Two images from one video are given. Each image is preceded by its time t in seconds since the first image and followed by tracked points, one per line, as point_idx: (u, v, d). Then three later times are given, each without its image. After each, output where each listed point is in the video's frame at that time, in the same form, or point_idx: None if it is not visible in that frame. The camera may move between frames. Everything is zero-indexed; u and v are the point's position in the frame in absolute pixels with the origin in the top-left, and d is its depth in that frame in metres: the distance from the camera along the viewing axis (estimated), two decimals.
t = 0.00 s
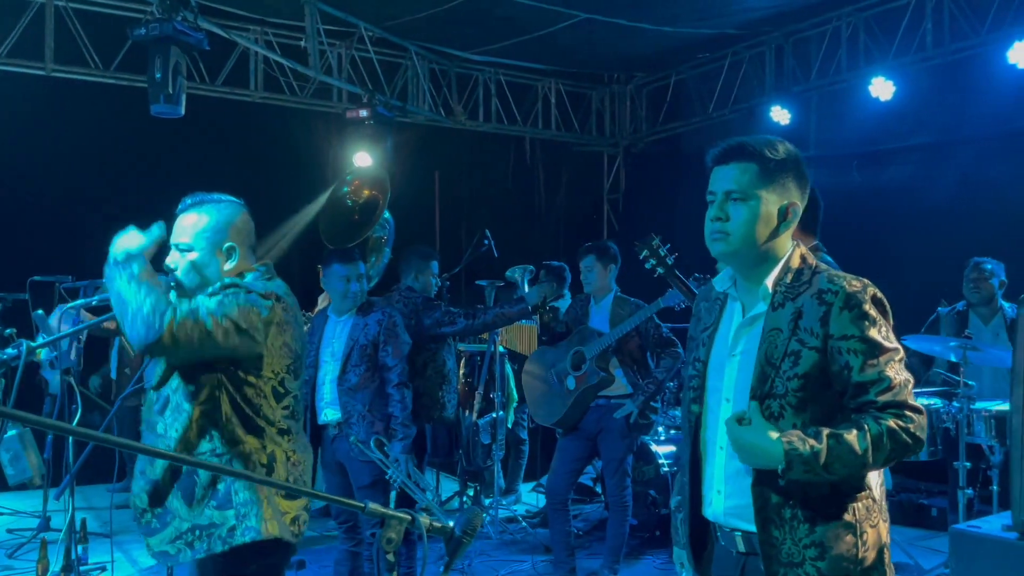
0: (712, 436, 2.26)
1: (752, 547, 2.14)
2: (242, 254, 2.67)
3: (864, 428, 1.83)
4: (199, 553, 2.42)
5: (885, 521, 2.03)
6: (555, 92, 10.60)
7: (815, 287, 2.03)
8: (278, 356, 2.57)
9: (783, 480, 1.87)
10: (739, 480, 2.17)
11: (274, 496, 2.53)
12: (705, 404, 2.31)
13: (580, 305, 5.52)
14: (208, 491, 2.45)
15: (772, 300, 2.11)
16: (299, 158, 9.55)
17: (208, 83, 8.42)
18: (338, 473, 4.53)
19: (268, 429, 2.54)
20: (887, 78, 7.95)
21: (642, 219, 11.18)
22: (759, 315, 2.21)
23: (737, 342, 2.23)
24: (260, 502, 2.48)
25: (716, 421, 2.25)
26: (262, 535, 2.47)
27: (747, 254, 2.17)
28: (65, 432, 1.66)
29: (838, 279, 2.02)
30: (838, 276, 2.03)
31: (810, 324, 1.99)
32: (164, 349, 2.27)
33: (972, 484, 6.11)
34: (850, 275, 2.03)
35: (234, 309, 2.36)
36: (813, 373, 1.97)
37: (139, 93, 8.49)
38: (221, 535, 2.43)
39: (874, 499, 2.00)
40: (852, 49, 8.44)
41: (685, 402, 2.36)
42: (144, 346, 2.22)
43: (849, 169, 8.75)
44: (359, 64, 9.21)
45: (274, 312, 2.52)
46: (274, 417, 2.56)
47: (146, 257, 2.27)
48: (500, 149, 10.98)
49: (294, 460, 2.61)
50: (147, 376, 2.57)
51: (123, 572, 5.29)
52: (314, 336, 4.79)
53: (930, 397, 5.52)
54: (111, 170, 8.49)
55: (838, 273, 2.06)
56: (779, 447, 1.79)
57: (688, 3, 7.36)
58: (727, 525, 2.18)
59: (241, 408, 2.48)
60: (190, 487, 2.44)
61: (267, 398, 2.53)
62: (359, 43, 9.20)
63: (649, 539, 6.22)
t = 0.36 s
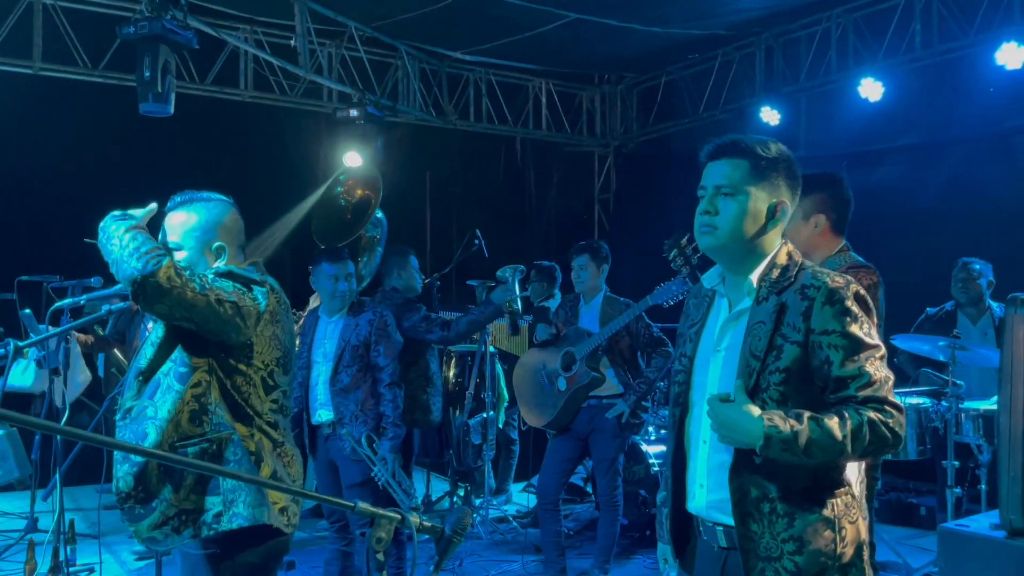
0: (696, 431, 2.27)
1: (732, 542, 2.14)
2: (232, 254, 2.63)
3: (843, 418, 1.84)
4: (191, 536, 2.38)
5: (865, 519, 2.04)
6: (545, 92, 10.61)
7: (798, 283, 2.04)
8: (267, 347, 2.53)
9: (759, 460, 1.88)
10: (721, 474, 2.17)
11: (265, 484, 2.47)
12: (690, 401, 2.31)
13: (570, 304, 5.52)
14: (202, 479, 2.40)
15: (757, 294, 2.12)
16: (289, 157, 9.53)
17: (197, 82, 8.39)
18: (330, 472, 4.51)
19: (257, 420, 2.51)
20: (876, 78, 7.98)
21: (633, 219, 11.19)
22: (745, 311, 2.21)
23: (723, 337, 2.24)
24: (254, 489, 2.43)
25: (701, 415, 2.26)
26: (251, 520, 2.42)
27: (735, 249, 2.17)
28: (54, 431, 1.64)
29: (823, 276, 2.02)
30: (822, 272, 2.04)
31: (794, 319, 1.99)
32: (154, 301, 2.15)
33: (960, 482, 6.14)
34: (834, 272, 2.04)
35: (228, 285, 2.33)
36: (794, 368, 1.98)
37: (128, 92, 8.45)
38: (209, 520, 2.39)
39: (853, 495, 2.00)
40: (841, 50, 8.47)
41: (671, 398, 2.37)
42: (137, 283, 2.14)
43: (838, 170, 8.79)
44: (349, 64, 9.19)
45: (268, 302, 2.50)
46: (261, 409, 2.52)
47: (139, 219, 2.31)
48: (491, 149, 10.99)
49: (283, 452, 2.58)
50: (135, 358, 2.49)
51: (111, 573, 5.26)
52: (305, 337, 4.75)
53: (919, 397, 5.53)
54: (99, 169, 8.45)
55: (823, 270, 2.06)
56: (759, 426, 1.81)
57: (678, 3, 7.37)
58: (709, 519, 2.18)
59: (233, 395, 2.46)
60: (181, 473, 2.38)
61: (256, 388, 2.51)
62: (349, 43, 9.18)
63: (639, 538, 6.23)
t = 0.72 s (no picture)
0: (685, 430, 2.27)
1: (720, 542, 2.15)
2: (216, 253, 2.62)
3: (833, 417, 1.85)
4: (177, 537, 2.37)
5: (853, 522, 2.05)
6: (537, 92, 10.61)
7: (790, 286, 2.03)
8: (257, 348, 2.51)
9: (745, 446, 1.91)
10: (709, 475, 2.17)
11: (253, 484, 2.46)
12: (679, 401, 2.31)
13: (562, 304, 5.52)
14: (189, 480, 2.40)
15: (749, 297, 2.10)
16: (281, 157, 9.52)
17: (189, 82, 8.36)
18: (324, 472, 4.49)
19: (245, 420, 2.50)
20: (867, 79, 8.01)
21: (625, 220, 11.20)
22: (736, 311, 2.22)
23: (712, 338, 2.24)
24: (241, 488, 2.43)
25: (690, 414, 2.26)
26: (238, 522, 2.42)
27: (725, 247, 2.18)
28: (43, 432, 1.62)
29: (816, 278, 2.02)
30: (814, 275, 2.04)
31: (786, 322, 1.99)
32: (142, 299, 2.13)
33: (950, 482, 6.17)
34: (826, 275, 2.03)
35: (214, 284, 2.33)
36: (786, 369, 1.99)
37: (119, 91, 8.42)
38: (197, 521, 2.39)
39: (841, 498, 2.01)
40: (832, 51, 8.50)
41: (660, 399, 2.37)
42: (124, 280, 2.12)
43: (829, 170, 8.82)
44: (341, 64, 9.16)
45: (256, 304, 2.48)
46: (250, 410, 2.51)
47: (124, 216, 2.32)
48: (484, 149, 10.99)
49: (272, 451, 2.57)
50: (122, 360, 2.49)
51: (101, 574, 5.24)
52: (302, 336, 4.73)
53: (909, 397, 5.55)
54: (90, 169, 8.41)
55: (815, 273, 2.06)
56: (750, 410, 1.84)
57: (670, 4, 7.38)
58: (697, 520, 2.18)
59: (221, 397, 2.45)
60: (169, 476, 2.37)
61: (245, 389, 2.50)
62: (341, 42, 9.16)
63: (631, 538, 6.24)
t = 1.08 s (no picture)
0: (677, 432, 2.27)
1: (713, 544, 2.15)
2: (206, 254, 2.61)
3: (820, 415, 1.85)
4: (165, 541, 2.37)
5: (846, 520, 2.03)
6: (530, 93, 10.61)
7: (779, 286, 2.03)
8: (247, 350, 2.48)
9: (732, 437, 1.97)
10: (702, 477, 2.17)
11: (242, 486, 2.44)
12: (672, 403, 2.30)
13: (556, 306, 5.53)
14: (177, 483, 2.39)
15: (740, 299, 2.11)
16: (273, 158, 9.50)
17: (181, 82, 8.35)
18: (315, 473, 4.47)
19: (233, 421, 2.47)
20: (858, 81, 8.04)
21: (617, 221, 11.22)
22: (726, 313, 2.22)
23: (703, 339, 2.25)
24: (229, 490, 2.42)
25: (681, 416, 2.26)
26: (226, 524, 2.41)
27: (714, 250, 2.19)
28: (32, 433, 1.62)
29: (805, 276, 2.01)
30: (804, 274, 2.03)
31: (775, 322, 2.00)
32: (131, 301, 2.12)
33: (941, 482, 6.19)
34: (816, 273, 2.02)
35: (202, 286, 2.34)
36: (777, 370, 1.98)
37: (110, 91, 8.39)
38: (185, 524, 2.39)
39: (837, 497, 1.99)
40: (824, 53, 8.52)
41: (653, 401, 2.37)
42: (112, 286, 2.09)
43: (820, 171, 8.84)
44: (334, 64, 9.06)
45: (246, 303, 2.46)
46: (239, 412, 2.49)
47: (111, 217, 2.31)
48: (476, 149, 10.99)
49: (263, 453, 2.54)
50: (110, 363, 2.48)
51: None
52: (294, 336, 4.74)
53: (900, 397, 5.57)
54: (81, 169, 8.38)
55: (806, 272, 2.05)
56: (737, 404, 1.90)
57: (662, 5, 7.38)
58: (690, 522, 2.19)
59: (209, 399, 2.44)
60: (158, 480, 2.37)
61: (234, 391, 2.48)
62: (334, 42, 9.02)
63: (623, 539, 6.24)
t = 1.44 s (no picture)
0: (666, 434, 2.27)
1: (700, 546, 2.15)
2: (201, 255, 2.60)
3: (803, 418, 1.86)
4: (156, 545, 2.35)
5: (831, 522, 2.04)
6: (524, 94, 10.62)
7: (766, 289, 2.03)
8: (239, 356, 2.46)
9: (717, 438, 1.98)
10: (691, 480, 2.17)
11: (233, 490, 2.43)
12: (662, 406, 2.32)
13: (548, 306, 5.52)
14: (167, 487, 2.39)
15: (728, 302, 2.11)
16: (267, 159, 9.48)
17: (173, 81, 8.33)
18: (308, 475, 4.46)
19: (225, 426, 2.46)
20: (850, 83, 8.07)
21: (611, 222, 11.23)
22: (715, 316, 2.22)
23: (693, 343, 2.25)
24: (221, 494, 2.40)
25: (671, 420, 2.27)
26: (218, 529, 2.39)
27: (704, 255, 2.19)
28: (24, 437, 1.62)
29: (792, 278, 2.01)
30: (791, 275, 2.03)
31: (762, 324, 2.00)
32: (123, 307, 2.12)
33: (934, 483, 6.21)
34: (803, 276, 2.02)
35: (195, 290, 2.32)
36: (764, 373, 1.98)
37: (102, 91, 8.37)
38: (177, 528, 2.37)
39: (823, 499, 1.99)
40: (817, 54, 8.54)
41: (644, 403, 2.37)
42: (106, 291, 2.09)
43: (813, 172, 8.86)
44: (327, 64, 9.07)
45: (240, 308, 2.45)
46: (231, 416, 2.47)
47: (101, 216, 2.30)
48: (471, 150, 10.99)
49: (255, 458, 2.53)
50: (102, 367, 2.47)
51: None
52: (288, 337, 4.74)
53: (893, 398, 5.58)
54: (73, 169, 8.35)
55: (794, 273, 2.05)
56: (723, 407, 1.91)
57: (656, 6, 7.39)
58: (677, 524, 2.20)
59: (200, 404, 2.43)
60: (150, 484, 2.37)
61: (227, 396, 2.47)
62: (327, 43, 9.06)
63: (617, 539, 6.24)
